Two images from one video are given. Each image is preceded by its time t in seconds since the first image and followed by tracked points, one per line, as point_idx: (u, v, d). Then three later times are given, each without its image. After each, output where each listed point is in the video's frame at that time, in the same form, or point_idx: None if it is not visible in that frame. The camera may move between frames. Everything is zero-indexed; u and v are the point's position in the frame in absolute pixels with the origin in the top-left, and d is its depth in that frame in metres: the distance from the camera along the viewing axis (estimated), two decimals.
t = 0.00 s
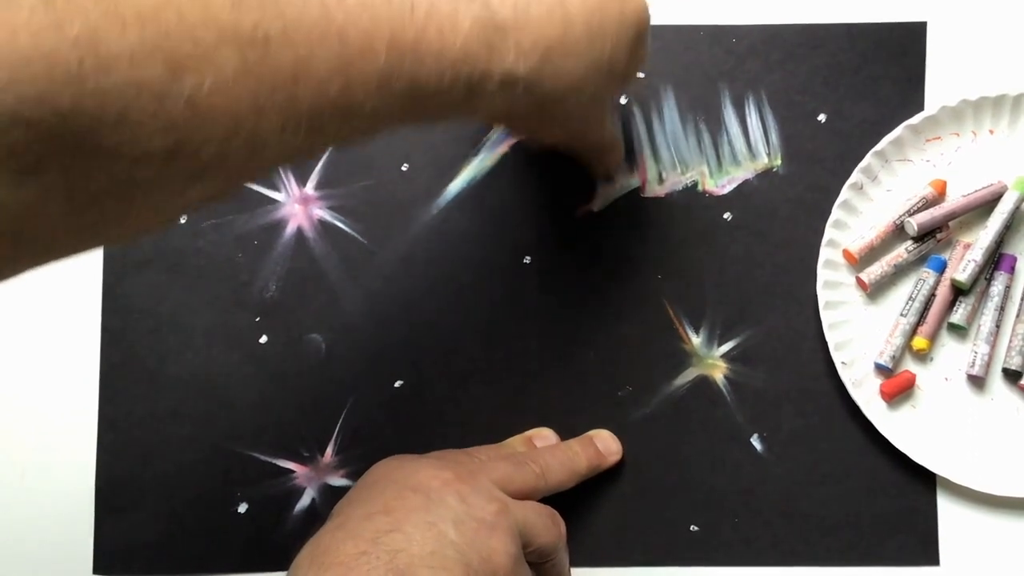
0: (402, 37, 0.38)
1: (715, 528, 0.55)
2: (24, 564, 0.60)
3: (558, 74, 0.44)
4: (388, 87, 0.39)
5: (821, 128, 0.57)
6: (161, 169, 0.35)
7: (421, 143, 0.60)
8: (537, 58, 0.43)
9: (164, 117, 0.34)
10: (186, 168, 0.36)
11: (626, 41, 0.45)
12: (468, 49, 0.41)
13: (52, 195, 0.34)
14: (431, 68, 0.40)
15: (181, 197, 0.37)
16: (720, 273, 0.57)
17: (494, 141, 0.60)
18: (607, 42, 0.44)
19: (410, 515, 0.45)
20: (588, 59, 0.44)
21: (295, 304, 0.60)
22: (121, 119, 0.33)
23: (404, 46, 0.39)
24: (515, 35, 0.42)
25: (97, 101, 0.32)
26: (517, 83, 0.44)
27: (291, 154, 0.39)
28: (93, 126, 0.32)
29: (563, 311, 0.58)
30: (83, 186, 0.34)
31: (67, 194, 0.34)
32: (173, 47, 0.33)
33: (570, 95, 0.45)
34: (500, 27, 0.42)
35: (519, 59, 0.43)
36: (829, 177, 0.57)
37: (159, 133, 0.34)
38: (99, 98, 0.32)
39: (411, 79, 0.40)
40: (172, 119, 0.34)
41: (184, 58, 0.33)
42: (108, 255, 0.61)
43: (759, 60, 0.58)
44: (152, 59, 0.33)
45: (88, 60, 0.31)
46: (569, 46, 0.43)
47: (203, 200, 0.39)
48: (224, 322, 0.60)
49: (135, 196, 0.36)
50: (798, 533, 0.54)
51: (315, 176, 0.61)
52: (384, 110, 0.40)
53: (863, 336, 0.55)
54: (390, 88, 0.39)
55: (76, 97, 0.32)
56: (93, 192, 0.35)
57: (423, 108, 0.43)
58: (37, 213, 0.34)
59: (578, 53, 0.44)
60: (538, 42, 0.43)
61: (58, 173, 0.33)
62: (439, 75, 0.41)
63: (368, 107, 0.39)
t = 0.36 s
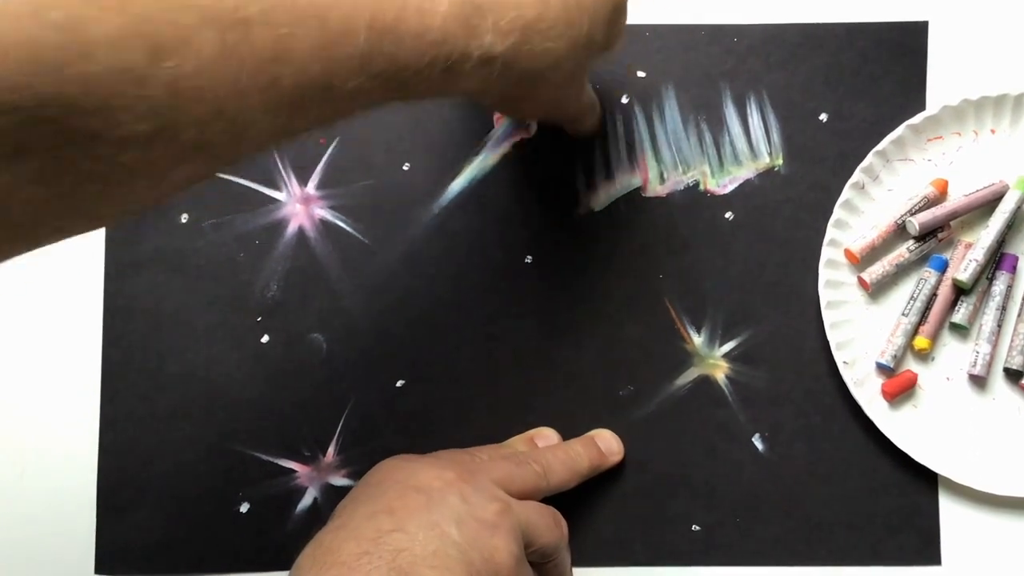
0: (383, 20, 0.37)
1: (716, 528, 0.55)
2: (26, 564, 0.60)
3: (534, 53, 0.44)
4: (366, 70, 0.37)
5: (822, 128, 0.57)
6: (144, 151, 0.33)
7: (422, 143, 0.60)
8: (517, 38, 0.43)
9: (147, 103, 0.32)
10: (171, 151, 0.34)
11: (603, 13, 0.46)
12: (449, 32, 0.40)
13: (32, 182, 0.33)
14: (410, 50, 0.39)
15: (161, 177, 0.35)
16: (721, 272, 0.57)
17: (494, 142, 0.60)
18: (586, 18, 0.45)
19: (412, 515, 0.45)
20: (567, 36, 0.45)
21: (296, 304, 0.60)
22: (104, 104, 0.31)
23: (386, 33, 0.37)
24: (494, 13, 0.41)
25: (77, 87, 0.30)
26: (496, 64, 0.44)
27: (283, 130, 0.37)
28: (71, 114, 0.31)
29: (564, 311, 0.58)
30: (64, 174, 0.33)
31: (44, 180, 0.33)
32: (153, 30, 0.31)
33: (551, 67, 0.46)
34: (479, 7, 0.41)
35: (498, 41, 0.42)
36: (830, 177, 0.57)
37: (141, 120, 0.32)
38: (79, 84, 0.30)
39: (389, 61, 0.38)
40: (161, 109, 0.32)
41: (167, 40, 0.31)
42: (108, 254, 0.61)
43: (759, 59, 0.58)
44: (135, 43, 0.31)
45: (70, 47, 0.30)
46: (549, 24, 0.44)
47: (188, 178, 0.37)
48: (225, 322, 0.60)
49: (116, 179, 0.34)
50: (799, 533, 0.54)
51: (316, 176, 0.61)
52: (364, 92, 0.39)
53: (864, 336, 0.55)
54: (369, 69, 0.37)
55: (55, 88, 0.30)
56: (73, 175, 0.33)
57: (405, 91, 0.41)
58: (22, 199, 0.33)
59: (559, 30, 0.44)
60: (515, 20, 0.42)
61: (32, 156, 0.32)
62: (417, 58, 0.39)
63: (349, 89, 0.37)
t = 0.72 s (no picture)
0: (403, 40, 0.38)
1: (714, 528, 0.55)
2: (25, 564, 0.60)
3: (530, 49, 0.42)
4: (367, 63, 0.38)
5: (821, 127, 0.57)
6: (145, 158, 0.36)
7: (420, 143, 0.60)
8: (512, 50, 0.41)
9: (154, 110, 0.34)
10: (168, 159, 0.36)
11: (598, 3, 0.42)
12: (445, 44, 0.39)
13: (38, 183, 0.35)
14: (410, 46, 0.39)
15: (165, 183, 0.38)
16: (719, 272, 0.57)
17: (493, 141, 0.60)
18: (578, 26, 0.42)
19: (410, 518, 0.45)
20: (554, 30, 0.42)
21: (294, 304, 0.60)
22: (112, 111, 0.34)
23: (386, 41, 0.38)
24: (489, 19, 0.40)
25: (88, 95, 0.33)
26: (487, 72, 0.42)
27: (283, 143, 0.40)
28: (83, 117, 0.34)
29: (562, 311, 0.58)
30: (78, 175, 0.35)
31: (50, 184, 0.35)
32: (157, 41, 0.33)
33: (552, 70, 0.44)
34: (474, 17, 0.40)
35: (493, 50, 0.41)
36: (829, 176, 0.57)
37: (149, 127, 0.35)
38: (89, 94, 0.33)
39: (391, 72, 0.39)
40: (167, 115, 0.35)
41: (166, 49, 0.33)
42: (107, 254, 0.61)
43: (758, 59, 0.58)
44: (141, 53, 0.33)
45: (78, 53, 0.32)
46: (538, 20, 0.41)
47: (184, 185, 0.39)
48: (223, 322, 0.60)
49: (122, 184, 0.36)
50: (798, 532, 0.54)
51: (314, 176, 0.61)
52: (364, 93, 0.39)
53: (862, 336, 0.55)
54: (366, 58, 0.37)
55: (70, 91, 0.33)
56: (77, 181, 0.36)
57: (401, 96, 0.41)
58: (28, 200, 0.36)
59: (546, 34, 0.41)
60: (510, 27, 0.41)
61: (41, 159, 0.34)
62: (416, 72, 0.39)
63: (348, 91, 0.38)
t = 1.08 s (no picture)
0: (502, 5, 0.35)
1: (715, 528, 0.55)
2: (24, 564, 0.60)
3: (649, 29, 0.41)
4: (491, 53, 0.36)
5: (821, 127, 0.57)
6: (277, 136, 0.35)
7: (421, 142, 0.60)
8: (632, 17, 0.40)
9: (280, 88, 0.33)
10: (302, 135, 0.35)
11: None
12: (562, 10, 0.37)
13: (170, 165, 0.34)
14: (537, 35, 0.37)
15: (296, 163, 0.37)
16: (720, 272, 0.57)
17: (494, 141, 0.60)
18: None
19: (411, 512, 0.45)
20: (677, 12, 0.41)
21: (294, 304, 0.60)
22: (240, 90, 0.32)
23: (505, 13, 0.35)
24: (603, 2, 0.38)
25: (217, 72, 0.32)
26: (612, 43, 0.40)
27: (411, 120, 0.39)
28: (209, 98, 0.32)
29: (563, 311, 0.58)
30: (198, 157, 0.35)
31: (174, 169, 0.35)
32: (288, 14, 0.31)
33: (664, 48, 0.43)
34: None
35: (616, 17, 0.39)
36: (829, 176, 0.57)
37: (274, 105, 0.33)
38: (208, 70, 0.31)
39: (511, 47, 0.36)
40: (303, 92, 0.33)
41: (301, 21, 0.31)
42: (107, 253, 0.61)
43: (759, 59, 0.58)
44: (264, 29, 0.31)
45: (201, 23, 0.31)
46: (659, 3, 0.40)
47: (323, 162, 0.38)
48: (224, 322, 0.60)
49: (251, 164, 0.36)
50: (798, 532, 0.54)
51: (315, 176, 0.61)
52: (483, 76, 0.37)
53: (863, 335, 0.55)
54: (491, 56, 0.36)
55: (172, 80, 0.31)
56: (209, 162, 0.35)
57: (524, 74, 0.39)
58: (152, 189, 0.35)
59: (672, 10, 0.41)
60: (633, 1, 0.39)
61: (178, 138, 0.34)
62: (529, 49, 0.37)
63: (475, 72, 0.37)
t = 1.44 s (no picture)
0: (626, 56, 0.41)
1: (715, 528, 0.55)
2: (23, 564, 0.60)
3: (767, 87, 0.47)
4: (610, 102, 0.41)
5: (821, 127, 0.57)
6: (427, 173, 0.38)
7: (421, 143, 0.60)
8: (741, 74, 0.46)
9: (432, 126, 0.36)
10: (445, 172, 0.39)
11: (815, 49, 0.48)
12: (682, 62, 0.43)
13: (327, 195, 0.37)
14: (650, 84, 0.42)
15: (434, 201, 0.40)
16: (719, 272, 0.57)
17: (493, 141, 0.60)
18: (802, 50, 0.47)
19: (412, 512, 0.45)
20: (785, 72, 0.47)
21: (295, 304, 0.60)
22: (395, 126, 0.35)
23: (628, 65, 0.41)
24: (720, 50, 0.45)
25: (378, 109, 0.35)
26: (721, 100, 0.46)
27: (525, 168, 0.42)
28: (368, 131, 0.35)
29: (564, 311, 0.58)
30: (351, 189, 0.37)
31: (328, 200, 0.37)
32: (439, 59, 0.36)
33: (769, 104, 0.48)
34: (709, 46, 0.44)
35: (725, 77, 0.45)
36: (828, 176, 0.57)
37: (426, 144, 0.37)
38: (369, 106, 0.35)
39: (628, 94, 0.42)
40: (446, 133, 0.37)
41: (449, 70, 0.36)
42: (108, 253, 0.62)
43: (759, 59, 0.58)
44: (423, 73, 0.35)
45: (371, 70, 0.34)
46: (769, 62, 0.46)
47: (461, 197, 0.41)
48: (226, 322, 0.61)
49: (393, 199, 0.39)
50: (798, 532, 0.54)
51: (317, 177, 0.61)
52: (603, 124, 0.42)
53: (863, 336, 0.55)
54: (612, 103, 0.41)
55: (339, 117, 0.34)
56: (359, 192, 0.37)
57: (637, 121, 0.44)
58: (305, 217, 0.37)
59: (781, 70, 0.47)
60: (741, 58, 0.45)
61: (334, 171, 0.36)
62: (649, 88, 0.42)
63: (592, 117, 0.41)
